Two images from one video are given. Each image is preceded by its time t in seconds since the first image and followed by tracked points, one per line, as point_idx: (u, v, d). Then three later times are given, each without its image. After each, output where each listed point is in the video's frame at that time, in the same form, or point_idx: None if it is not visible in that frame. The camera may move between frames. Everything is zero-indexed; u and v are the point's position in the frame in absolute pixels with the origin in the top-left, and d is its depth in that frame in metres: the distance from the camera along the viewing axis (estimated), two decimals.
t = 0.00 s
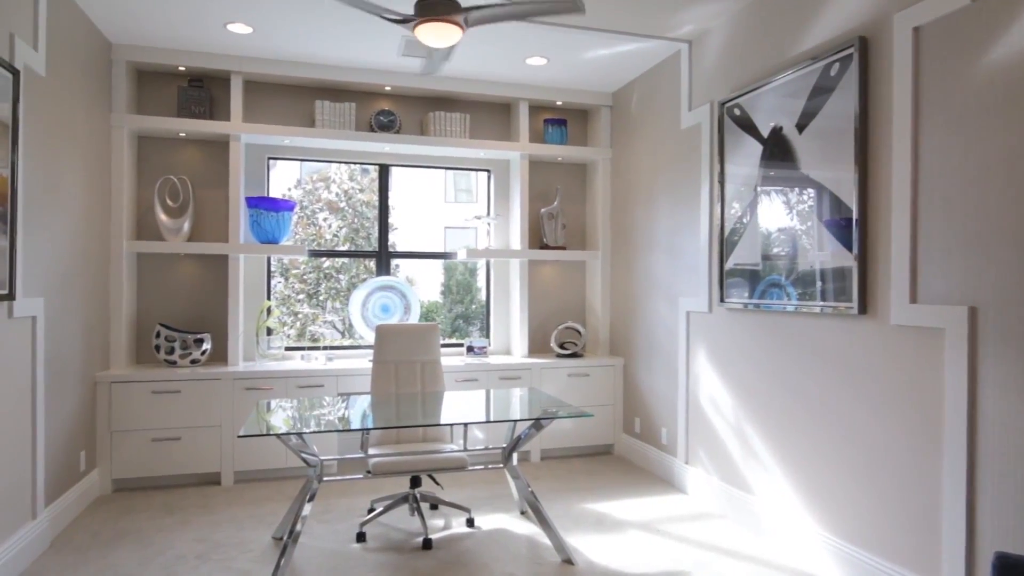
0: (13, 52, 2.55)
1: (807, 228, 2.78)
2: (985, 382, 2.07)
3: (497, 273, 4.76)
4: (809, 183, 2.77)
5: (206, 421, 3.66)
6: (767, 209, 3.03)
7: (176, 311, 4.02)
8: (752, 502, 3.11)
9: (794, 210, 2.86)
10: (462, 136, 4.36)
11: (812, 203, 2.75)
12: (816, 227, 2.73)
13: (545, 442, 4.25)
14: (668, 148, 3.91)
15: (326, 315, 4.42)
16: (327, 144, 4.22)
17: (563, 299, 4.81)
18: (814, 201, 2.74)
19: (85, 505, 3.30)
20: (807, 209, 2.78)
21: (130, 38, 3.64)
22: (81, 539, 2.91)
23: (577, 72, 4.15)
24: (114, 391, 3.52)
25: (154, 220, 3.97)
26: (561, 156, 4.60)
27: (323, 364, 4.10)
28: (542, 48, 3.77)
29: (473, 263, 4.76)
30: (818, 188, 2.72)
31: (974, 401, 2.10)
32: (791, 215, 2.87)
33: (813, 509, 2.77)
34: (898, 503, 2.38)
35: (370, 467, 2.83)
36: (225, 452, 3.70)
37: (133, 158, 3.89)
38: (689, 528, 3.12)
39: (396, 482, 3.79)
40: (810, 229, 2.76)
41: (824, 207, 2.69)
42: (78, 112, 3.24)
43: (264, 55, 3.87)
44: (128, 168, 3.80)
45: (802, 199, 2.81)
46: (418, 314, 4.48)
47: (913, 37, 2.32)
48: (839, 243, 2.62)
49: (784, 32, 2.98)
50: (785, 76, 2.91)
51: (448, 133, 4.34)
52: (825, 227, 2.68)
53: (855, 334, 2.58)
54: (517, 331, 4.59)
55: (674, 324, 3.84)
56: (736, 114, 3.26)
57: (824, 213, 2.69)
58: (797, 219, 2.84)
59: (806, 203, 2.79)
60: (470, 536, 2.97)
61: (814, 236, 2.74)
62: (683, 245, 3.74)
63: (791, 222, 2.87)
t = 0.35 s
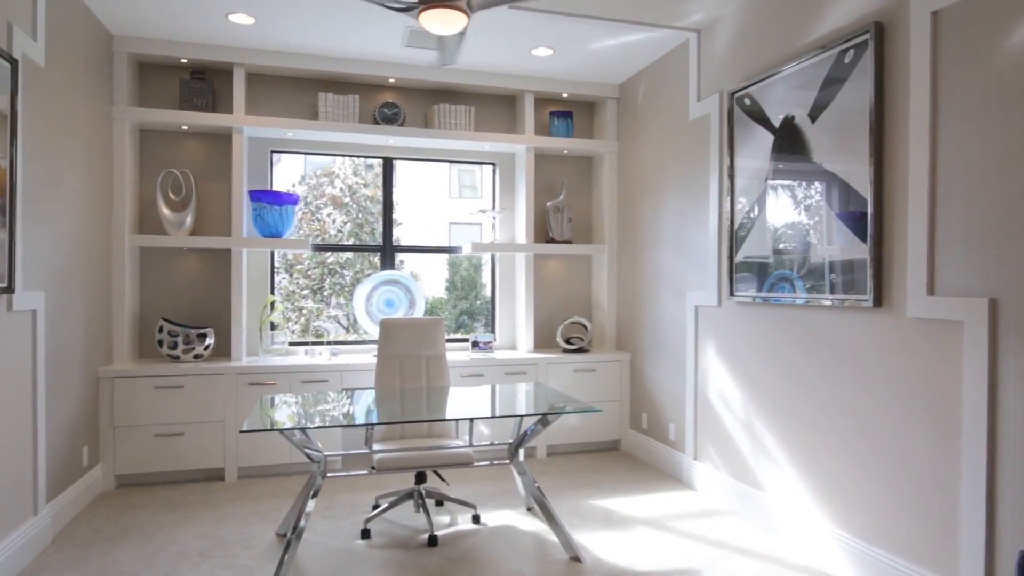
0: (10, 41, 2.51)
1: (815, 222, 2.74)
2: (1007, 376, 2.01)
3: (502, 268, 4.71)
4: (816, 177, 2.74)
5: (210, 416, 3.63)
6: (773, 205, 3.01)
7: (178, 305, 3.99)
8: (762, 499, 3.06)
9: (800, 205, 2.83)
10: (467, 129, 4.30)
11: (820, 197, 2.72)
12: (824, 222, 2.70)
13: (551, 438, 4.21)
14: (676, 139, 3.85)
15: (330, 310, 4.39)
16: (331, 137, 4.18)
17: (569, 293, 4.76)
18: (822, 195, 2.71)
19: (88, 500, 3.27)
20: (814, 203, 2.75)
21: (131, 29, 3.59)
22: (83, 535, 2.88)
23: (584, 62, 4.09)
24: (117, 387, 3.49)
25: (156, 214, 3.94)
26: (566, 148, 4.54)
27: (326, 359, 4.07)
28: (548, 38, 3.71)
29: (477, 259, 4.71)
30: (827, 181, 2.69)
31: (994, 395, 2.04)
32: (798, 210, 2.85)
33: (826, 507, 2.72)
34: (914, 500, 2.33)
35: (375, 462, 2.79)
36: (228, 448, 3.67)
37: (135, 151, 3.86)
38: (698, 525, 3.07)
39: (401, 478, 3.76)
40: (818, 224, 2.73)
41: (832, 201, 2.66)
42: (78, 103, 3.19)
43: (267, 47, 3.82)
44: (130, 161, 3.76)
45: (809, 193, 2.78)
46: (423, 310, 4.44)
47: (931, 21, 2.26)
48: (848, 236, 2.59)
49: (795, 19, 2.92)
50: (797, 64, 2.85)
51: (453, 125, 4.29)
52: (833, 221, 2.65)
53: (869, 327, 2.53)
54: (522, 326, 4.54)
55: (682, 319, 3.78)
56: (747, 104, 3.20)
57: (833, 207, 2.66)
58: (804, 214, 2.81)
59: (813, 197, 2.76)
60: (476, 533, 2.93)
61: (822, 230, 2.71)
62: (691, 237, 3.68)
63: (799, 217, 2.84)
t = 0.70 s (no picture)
0: (6, 29, 2.46)
1: (823, 216, 2.72)
2: None
3: (507, 263, 4.65)
4: (824, 170, 2.72)
5: (213, 412, 3.59)
6: (780, 200, 2.98)
7: (181, 300, 3.95)
8: (774, 496, 3.00)
9: (808, 199, 2.81)
10: (472, 121, 4.25)
11: (828, 190, 2.70)
12: (832, 215, 2.67)
13: (557, 434, 4.16)
14: (684, 131, 3.79)
15: (334, 306, 4.34)
16: (334, 130, 4.13)
17: (575, 288, 4.70)
18: (831, 187, 2.68)
19: (90, 497, 3.24)
20: (823, 197, 2.73)
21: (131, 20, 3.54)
22: (85, 532, 2.84)
23: (590, 53, 4.03)
24: (118, 382, 3.45)
25: (158, 208, 3.90)
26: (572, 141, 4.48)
27: (330, 354, 4.02)
28: (554, 28, 3.64)
29: (481, 255, 4.66)
30: (836, 174, 2.65)
31: (1017, 390, 1.98)
32: (805, 204, 2.82)
33: (840, 503, 2.67)
34: (933, 497, 2.27)
35: (379, 458, 2.74)
36: (231, 444, 3.63)
37: (137, 144, 3.81)
38: (708, 523, 3.02)
39: (406, 474, 3.71)
40: (826, 218, 2.71)
41: (841, 194, 2.63)
42: (77, 95, 3.14)
43: (269, 38, 3.77)
44: (131, 154, 3.72)
45: (817, 187, 2.76)
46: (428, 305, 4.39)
47: (951, 5, 2.19)
48: (857, 229, 2.56)
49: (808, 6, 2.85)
50: (810, 52, 2.78)
51: (457, 117, 4.23)
52: (842, 214, 2.62)
53: (886, 320, 2.46)
54: (528, 321, 4.49)
55: (690, 312, 3.73)
56: (758, 93, 3.14)
57: (842, 200, 2.63)
58: (812, 208, 2.79)
59: (821, 191, 2.74)
60: (482, 530, 2.89)
61: (830, 224, 2.68)
62: (700, 230, 3.63)
63: (806, 211, 2.82)
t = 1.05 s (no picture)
0: (3, 19, 2.42)
1: (831, 211, 2.69)
2: None
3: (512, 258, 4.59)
4: (831, 165, 2.69)
5: (215, 409, 3.55)
6: (787, 196, 2.96)
7: (183, 297, 3.91)
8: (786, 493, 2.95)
9: (815, 195, 2.79)
10: (476, 115, 4.19)
11: (835, 185, 2.68)
12: (841, 210, 2.64)
13: (564, 431, 4.11)
14: (692, 123, 3.73)
15: (337, 303, 4.30)
16: (337, 124, 4.08)
17: (581, 283, 4.65)
18: (843, 179, 2.63)
19: (91, 495, 3.19)
20: (830, 192, 2.71)
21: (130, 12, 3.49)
22: (85, 531, 2.80)
23: (596, 44, 3.97)
24: (119, 379, 3.41)
25: (159, 203, 3.85)
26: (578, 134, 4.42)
27: (333, 350, 3.97)
28: (560, 19, 3.58)
29: (485, 252, 4.61)
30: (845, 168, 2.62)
31: None
32: (813, 200, 2.80)
33: (854, 501, 2.61)
34: (952, 495, 2.21)
35: (384, 456, 2.69)
36: (233, 441, 3.59)
37: (137, 139, 3.77)
38: (719, 521, 2.96)
39: (411, 472, 3.67)
40: (832, 214, 2.69)
41: (849, 188, 2.60)
42: (76, 88, 3.09)
43: (270, 30, 3.72)
44: (131, 149, 3.67)
45: (824, 182, 2.73)
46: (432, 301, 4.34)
47: None
48: (866, 223, 2.53)
49: None
50: (822, 40, 2.72)
51: (461, 111, 4.18)
52: (851, 208, 2.59)
53: (902, 313, 2.40)
54: (533, 317, 4.44)
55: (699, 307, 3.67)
56: (768, 83, 3.08)
57: (850, 194, 2.60)
58: (819, 203, 2.76)
59: (828, 186, 2.71)
60: (488, 529, 2.84)
61: (837, 219, 2.66)
62: (709, 223, 3.57)
63: (813, 207, 2.79)
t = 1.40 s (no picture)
0: (1, 9, 2.37)
1: (840, 208, 2.65)
2: None
3: (517, 255, 4.54)
4: (839, 161, 2.66)
5: (217, 408, 3.50)
6: (796, 195, 2.92)
7: (185, 294, 3.86)
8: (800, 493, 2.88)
9: (822, 192, 2.75)
10: (481, 109, 4.13)
11: (844, 182, 2.64)
12: (851, 206, 2.61)
13: (571, 431, 4.05)
14: (701, 116, 3.66)
15: (341, 301, 4.25)
16: (340, 119, 4.03)
17: (588, 280, 4.59)
18: (858, 171, 2.57)
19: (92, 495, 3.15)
20: (838, 189, 2.67)
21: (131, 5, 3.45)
22: (85, 531, 2.75)
23: (602, 37, 3.91)
24: (120, 378, 3.36)
25: (160, 200, 3.81)
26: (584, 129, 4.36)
27: (337, 348, 3.92)
28: (567, 10, 3.53)
29: (489, 251, 4.55)
30: (848, 167, 2.62)
31: None
32: (821, 197, 2.77)
33: (872, 500, 2.54)
34: (974, 494, 2.14)
35: (389, 455, 2.64)
36: (236, 440, 3.53)
37: (138, 135, 3.72)
38: (731, 521, 2.90)
39: (416, 471, 3.61)
40: (841, 211, 2.66)
41: (858, 184, 2.57)
42: (76, 83, 3.05)
43: (272, 24, 3.67)
44: (133, 144, 3.63)
45: (832, 179, 2.70)
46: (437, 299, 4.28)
47: None
48: (877, 220, 2.49)
49: None
50: (835, 28, 2.66)
51: (467, 106, 4.13)
52: (860, 205, 2.56)
53: (921, 308, 2.33)
54: (539, 315, 4.38)
55: (709, 303, 3.61)
56: (780, 73, 3.01)
57: (864, 187, 2.54)
58: (831, 198, 2.71)
59: (836, 183, 2.68)
60: (496, 529, 2.78)
61: (846, 216, 2.62)
62: (718, 218, 3.51)
63: (821, 204, 2.76)
